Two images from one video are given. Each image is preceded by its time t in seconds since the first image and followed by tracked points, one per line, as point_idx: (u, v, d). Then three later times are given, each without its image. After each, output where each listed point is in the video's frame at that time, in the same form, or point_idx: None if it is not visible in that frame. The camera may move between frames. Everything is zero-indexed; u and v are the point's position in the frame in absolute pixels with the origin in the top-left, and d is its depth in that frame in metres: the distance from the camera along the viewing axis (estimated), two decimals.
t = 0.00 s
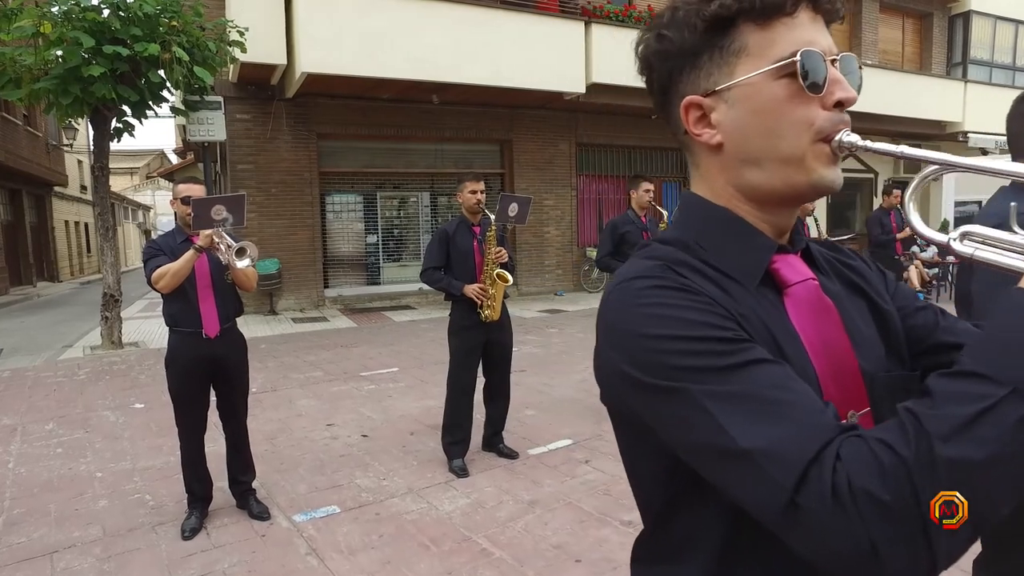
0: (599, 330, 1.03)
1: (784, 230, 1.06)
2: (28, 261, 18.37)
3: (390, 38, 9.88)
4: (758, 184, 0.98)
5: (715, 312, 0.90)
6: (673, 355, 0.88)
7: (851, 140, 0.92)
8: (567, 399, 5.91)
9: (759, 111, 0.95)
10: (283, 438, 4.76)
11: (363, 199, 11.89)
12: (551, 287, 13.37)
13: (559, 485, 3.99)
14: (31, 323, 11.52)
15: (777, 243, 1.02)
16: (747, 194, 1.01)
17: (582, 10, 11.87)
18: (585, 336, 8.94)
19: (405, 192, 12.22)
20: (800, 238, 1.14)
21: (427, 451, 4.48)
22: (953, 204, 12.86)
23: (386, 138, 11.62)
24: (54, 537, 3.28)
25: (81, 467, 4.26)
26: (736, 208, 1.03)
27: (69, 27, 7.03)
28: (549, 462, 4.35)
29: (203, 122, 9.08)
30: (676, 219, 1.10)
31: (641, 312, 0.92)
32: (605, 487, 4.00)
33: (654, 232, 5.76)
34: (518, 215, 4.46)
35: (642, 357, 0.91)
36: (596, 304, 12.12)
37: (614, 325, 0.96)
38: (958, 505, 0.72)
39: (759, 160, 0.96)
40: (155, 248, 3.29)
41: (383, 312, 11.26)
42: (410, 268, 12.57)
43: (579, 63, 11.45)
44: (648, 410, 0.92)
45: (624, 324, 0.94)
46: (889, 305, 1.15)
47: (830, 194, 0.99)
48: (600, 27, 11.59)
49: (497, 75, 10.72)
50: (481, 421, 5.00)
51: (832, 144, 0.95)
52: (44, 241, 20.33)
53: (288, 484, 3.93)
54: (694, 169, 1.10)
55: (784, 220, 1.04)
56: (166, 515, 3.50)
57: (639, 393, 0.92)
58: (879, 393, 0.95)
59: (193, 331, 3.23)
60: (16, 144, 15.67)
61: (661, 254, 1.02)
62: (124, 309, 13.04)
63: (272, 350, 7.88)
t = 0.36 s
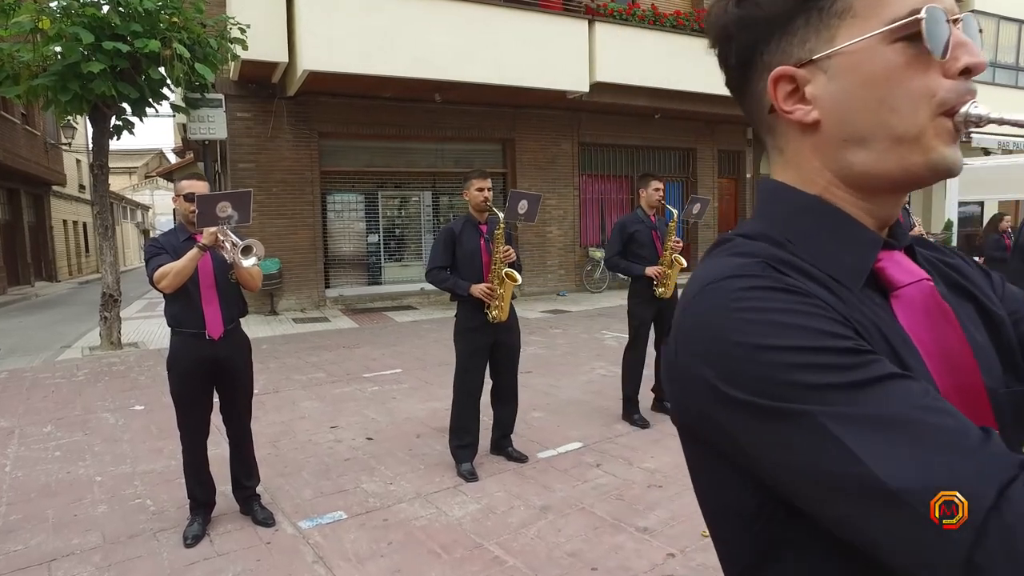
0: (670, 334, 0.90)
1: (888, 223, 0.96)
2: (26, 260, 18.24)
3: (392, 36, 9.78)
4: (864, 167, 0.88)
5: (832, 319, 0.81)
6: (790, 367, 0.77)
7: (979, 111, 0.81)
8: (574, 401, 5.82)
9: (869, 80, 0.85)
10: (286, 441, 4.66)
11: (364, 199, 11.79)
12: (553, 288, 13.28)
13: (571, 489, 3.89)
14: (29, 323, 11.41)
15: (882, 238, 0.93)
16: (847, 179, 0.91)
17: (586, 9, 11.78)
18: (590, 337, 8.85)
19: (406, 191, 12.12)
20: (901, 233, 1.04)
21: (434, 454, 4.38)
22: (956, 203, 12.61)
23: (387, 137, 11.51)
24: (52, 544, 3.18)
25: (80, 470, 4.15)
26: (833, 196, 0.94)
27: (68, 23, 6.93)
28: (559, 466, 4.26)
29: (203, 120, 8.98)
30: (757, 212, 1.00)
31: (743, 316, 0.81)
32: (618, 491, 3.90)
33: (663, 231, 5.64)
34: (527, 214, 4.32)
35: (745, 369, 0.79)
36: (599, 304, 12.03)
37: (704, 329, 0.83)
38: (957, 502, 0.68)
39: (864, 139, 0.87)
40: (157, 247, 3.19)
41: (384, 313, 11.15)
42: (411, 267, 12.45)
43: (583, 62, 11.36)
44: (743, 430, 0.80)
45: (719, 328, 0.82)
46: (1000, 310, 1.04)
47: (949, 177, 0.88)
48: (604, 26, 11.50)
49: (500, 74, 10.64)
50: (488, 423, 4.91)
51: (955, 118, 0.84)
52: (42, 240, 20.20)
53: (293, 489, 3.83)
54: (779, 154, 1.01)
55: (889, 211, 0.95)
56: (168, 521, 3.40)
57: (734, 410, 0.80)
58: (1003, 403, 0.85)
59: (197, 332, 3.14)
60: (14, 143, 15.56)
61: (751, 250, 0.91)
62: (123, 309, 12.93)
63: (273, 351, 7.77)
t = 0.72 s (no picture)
0: (756, 366, 0.70)
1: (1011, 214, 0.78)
2: (23, 260, 18.11)
3: (394, 34, 9.68)
4: (1005, 141, 0.68)
5: (990, 356, 0.63)
6: (955, 429, 0.59)
7: None
8: (581, 404, 5.73)
9: (1019, 21, 0.65)
10: (289, 445, 4.56)
11: (365, 199, 11.68)
12: (555, 288, 13.18)
13: (581, 495, 3.80)
14: (25, 323, 11.32)
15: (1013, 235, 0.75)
16: (978, 156, 0.71)
17: (588, 8, 11.68)
18: (593, 338, 8.76)
19: (406, 191, 12.01)
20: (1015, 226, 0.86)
21: (439, 458, 4.29)
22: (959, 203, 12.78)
23: (388, 136, 11.41)
24: (50, 553, 3.08)
25: (77, 476, 4.05)
26: (953, 181, 0.73)
27: (65, 19, 6.83)
28: (569, 470, 4.17)
29: (203, 119, 8.89)
30: (840, 201, 0.78)
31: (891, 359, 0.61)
32: (630, 496, 3.81)
33: (671, 232, 5.52)
34: (536, 213, 4.21)
35: (889, 430, 0.61)
36: (602, 305, 11.95)
37: (821, 374, 0.63)
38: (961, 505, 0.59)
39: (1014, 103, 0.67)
40: (158, 246, 3.08)
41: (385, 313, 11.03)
42: (412, 268, 12.34)
43: (585, 61, 11.28)
44: (876, 508, 0.63)
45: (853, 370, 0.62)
46: None
47: None
48: (607, 25, 11.43)
49: (502, 73, 10.57)
50: (495, 427, 4.82)
51: None
52: (39, 240, 20.04)
53: (297, 495, 3.74)
54: (873, 133, 0.80)
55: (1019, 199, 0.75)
56: (169, 529, 3.31)
57: (866, 480, 0.62)
58: None
59: (198, 334, 3.03)
60: (12, 142, 15.44)
61: (859, 257, 0.69)
62: (121, 310, 12.82)
63: (274, 352, 7.68)
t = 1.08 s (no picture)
0: (843, 387, 0.64)
1: None
2: (20, 261, 17.99)
3: (395, 33, 9.62)
4: None
5: None
6: None
7: None
8: (585, 406, 5.67)
9: None
10: (291, 448, 4.50)
11: (365, 199, 11.61)
12: (556, 289, 13.11)
13: (589, 499, 3.75)
14: (21, 324, 11.23)
15: None
16: None
17: (589, 7, 11.62)
18: (596, 339, 8.70)
19: (406, 192, 11.94)
20: None
21: (444, 462, 4.23)
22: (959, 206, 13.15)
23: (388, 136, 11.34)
24: (48, 559, 3.01)
25: (76, 480, 3.98)
26: None
27: (64, 16, 6.76)
28: (576, 474, 4.11)
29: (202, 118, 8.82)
30: (932, 194, 0.70)
31: (1006, 390, 0.54)
32: (638, 501, 3.75)
33: (677, 232, 5.34)
34: (543, 212, 4.15)
35: (993, 479, 0.55)
36: (604, 306, 11.89)
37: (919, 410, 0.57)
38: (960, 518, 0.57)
39: None
40: (159, 246, 3.01)
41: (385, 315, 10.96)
42: (412, 269, 12.26)
43: (587, 61, 11.24)
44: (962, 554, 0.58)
45: (957, 407, 0.56)
46: None
47: None
48: (609, 25, 11.39)
49: (504, 72, 10.52)
50: (500, 430, 4.76)
51: None
52: (36, 241, 19.91)
53: (300, 499, 3.68)
54: (984, 99, 0.69)
55: None
56: (170, 535, 3.24)
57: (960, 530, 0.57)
58: None
59: (201, 336, 2.97)
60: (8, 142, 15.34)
61: (980, 272, 0.62)
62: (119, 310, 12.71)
63: (274, 353, 7.60)
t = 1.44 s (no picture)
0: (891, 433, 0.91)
1: None
2: (18, 261, 17.91)
3: (397, 33, 9.58)
4: None
5: None
6: None
7: None
8: (589, 408, 5.62)
9: None
10: (292, 451, 4.44)
11: (365, 199, 11.56)
12: (556, 290, 13.06)
13: (595, 503, 3.70)
14: (18, 325, 11.13)
15: None
16: None
17: (591, 7, 11.56)
18: (598, 341, 8.65)
19: (407, 192, 11.89)
20: None
21: (447, 465, 4.17)
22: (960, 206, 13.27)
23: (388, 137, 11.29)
24: (44, 565, 2.95)
25: (73, 483, 3.92)
26: None
27: (62, 15, 6.71)
28: (581, 478, 4.06)
29: (202, 118, 8.77)
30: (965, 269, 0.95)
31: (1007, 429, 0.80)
32: (645, 505, 3.70)
33: (681, 233, 5.23)
34: (549, 212, 4.08)
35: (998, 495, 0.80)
36: (606, 307, 11.83)
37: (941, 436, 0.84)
38: (953, 503, 0.83)
39: None
40: (159, 246, 2.95)
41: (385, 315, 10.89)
42: (413, 269, 12.20)
43: (588, 61, 11.19)
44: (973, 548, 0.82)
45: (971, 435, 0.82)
46: None
47: None
48: (610, 25, 11.34)
49: (505, 73, 10.46)
50: (503, 433, 4.71)
51: None
52: (35, 241, 19.82)
53: (302, 504, 3.62)
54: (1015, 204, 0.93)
55: None
56: (169, 540, 3.19)
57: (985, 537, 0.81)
58: None
59: (201, 338, 2.91)
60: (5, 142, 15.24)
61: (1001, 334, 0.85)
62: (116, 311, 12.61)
63: (274, 355, 7.54)
